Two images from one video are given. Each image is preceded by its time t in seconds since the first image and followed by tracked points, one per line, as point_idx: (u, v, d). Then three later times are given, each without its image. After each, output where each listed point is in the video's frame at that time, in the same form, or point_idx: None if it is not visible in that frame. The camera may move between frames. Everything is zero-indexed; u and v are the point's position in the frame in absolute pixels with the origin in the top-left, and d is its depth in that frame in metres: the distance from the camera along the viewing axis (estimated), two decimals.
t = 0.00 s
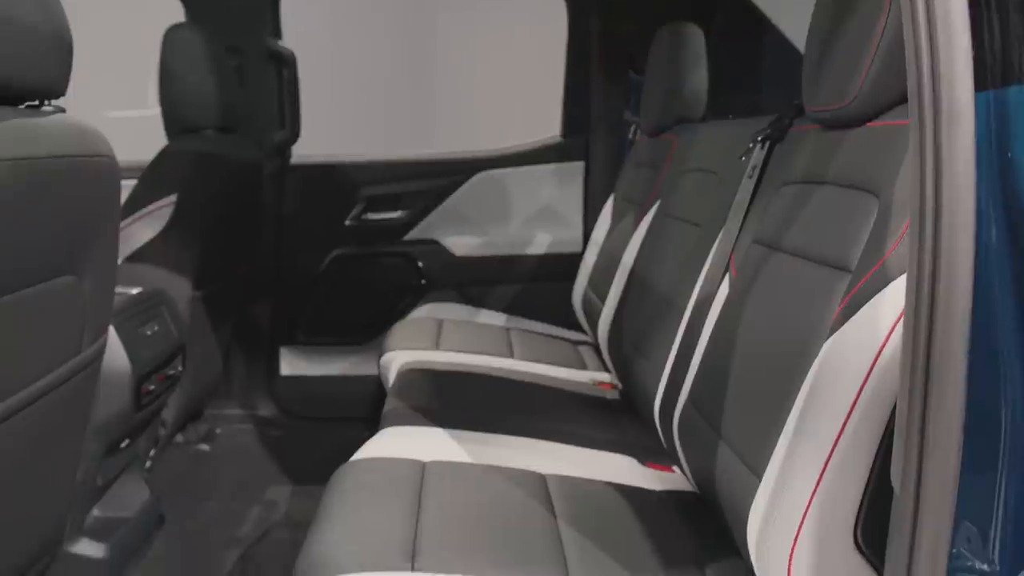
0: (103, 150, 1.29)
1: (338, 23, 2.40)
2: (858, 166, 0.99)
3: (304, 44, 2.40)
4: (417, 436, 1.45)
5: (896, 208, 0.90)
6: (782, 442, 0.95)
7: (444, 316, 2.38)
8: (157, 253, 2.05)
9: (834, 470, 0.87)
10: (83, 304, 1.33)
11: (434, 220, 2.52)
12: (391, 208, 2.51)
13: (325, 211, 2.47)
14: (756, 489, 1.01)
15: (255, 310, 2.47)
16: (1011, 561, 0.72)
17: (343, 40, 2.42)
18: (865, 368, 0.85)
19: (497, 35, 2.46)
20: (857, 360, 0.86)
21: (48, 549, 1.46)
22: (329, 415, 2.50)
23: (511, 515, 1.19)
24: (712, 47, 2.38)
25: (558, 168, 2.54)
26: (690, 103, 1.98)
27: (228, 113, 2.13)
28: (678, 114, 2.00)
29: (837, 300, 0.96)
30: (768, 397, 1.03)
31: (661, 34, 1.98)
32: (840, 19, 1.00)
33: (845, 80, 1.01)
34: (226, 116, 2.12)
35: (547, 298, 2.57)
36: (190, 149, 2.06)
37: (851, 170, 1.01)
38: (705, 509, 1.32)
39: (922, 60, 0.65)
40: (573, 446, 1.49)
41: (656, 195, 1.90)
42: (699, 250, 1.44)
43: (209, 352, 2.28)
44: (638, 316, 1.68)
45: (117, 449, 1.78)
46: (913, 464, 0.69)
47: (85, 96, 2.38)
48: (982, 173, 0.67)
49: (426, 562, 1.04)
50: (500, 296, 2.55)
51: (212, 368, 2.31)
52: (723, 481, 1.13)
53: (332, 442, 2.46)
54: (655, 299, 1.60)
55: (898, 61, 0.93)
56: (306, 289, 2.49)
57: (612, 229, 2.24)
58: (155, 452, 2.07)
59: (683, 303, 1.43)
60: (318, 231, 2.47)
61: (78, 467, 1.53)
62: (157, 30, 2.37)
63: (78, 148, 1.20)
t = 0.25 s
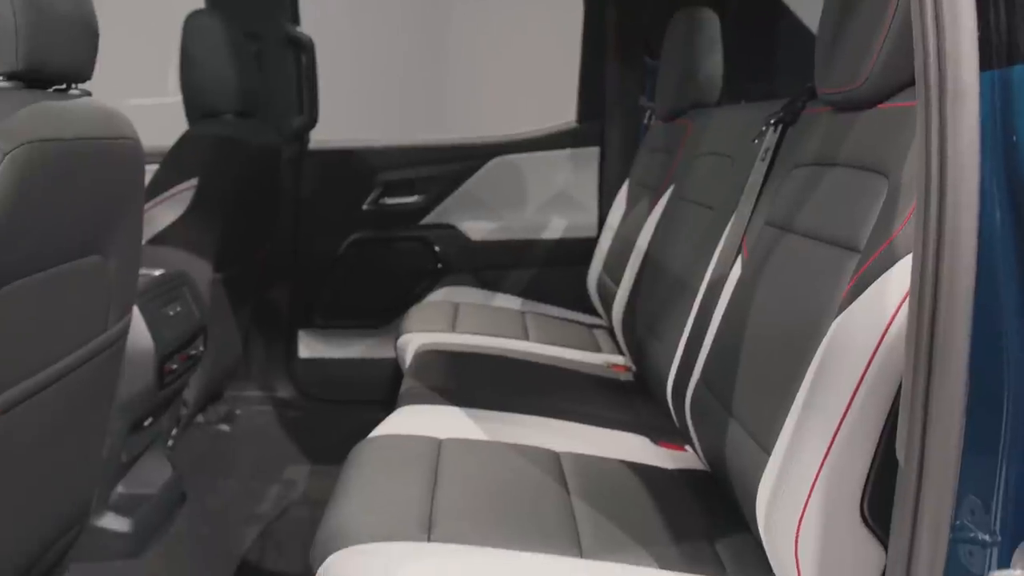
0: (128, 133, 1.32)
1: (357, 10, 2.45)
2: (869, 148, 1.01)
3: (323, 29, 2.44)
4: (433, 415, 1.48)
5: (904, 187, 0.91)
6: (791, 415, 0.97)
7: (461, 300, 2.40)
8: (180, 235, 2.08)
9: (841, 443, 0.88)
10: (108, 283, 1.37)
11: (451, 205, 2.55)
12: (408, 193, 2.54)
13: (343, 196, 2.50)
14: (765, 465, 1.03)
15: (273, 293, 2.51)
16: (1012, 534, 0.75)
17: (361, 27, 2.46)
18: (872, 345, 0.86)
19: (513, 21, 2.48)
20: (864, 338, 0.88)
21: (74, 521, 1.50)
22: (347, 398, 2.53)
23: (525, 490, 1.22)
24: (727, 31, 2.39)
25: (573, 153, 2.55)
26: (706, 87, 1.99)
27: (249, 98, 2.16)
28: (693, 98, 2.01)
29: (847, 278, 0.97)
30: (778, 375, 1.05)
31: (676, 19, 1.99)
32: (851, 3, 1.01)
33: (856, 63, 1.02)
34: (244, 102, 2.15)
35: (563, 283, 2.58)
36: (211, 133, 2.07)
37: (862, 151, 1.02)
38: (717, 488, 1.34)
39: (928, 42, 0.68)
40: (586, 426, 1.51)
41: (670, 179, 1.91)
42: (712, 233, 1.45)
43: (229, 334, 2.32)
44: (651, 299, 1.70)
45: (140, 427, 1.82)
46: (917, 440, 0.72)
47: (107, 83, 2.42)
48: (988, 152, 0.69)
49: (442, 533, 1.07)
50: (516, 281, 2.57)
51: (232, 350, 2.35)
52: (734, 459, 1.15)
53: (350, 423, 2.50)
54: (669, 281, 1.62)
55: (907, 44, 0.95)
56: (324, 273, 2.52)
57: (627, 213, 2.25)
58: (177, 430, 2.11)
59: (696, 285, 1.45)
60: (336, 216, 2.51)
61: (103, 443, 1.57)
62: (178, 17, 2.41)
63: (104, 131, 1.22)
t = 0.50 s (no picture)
0: (151, 113, 1.34)
1: None
2: (881, 128, 1.02)
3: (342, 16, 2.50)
4: (449, 393, 1.50)
5: (913, 166, 0.93)
6: (802, 390, 0.99)
7: (477, 283, 2.42)
8: (200, 217, 2.11)
9: (851, 416, 0.90)
10: (132, 261, 1.40)
11: (467, 189, 2.56)
12: (424, 176, 2.56)
13: (361, 179, 2.53)
14: (775, 440, 1.05)
15: (292, 276, 2.54)
16: (1016, 504, 0.75)
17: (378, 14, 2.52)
18: (881, 321, 0.88)
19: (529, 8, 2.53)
20: (871, 314, 0.89)
21: (100, 493, 1.55)
22: (363, 380, 2.58)
23: (540, 465, 1.25)
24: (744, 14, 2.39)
25: (589, 137, 2.55)
26: (721, 72, 1.98)
27: (268, 83, 2.16)
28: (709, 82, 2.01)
29: (857, 256, 0.99)
30: (790, 353, 1.07)
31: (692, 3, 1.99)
32: None
33: (869, 44, 1.04)
34: (262, 86, 2.15)
35: (578, 267, 2.60)
36: (231, 118, 2.08)
37: (873, 131, 1.03)
38: (728, 466, 1.36)
39: (937, 20, 0.69)
40: (600, 405, 1.53)
41: (685, 163, 1.92)
42: (726, 214, 1.47)
43: (248, 315, 2.35)
44: (665, 281, 1.71)
45: (163, 405, 1.86)
46: (923, 411, 0.74)
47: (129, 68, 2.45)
48: (996, 129, 0.70)
49: (458, 504, 1.10)
50: (531, 265, 2.59)
51: (251, 331, 2.39)
52: (745, 437, 1.16)
53: (367, 405, 2.54)
54: (683, 262, 1.63)
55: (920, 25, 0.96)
56: (342, 256, 2.55)
57: (642, 196, 2.26)
58: (198, 409, 2.15)
59: (709, 266, 1.46)
60: (354, 199, 2.53)
61: (128, 418, 1.61)
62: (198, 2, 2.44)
63: (127, 111, 1.24)
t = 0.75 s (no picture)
0: (174, 96, 1.36)
1: None
2: (892, 110, 1.03)
3: None
4: (465, 372, 1.53)
5: (923, 146, 0.94)
6: (811, 368, 1.00)
7: (492, 267, 2.44)
8: (219, 200, 2.14)
9: (859, 391, 0.91)
10: (155, 241, 1.43)
11: (483, 173, 2.58)
12: (440, 160, 2.58)
13: (377, 163, 2.55)
14: (785, 418, 1.06)
15: (309, 259, 2.58)
16: (1021, 479, 0.77)
17: None
18: (890, 298, 0.89)
19: None
20: (879, 292, 0.91)
21: (124, 469, 1.58)
22: (380, 363, 2.61)
23: (555, 442, 1.27)
24: None
25: (604, 122, 2.56)
26: (735, 55, 1.95)
27: (287, 67, 2.17)
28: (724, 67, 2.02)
29: (868, 236, 1.00)
30: (800, 332, 1.08)
31: None
32: None
33: (882, 25, 1.05)
34: (281, 70, 2.16)
35: (592, 251, 2.61)
36: (250, 102, 2.12)
37: (884, 112, 1.05)
38: (739, 445, 1.38)
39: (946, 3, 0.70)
40: (613, 386, 1.55)
41: (699, 147, 1.94)
42: (739, 197, 1.48)
43: (267, 297, 2.39)
44: (678, 264, 1.73)
45: (184, 383, 1.89)
46: (928, 388, 0.75)
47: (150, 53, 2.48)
48: (1003, 108, 0.71)
49: (473, 477, 1.13)
50: (546, 249, 2.60)
51: (269, 313, 2.43)
52: (756, 415, 1.18)
53: (383, 387, 2.57)
54: (696, 245, 1.65)
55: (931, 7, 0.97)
56: (358, 240, 2.58)
57: (656, 181, 2.27)
58: (218, 389, 2.19)
59: (722, 249, 1.48)
60: (370, 184, 2.56)
61: (150, 395, 1.64)
62: None
63: (150, 94, 1.26)
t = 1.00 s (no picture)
0: (196, 81, 1.39)
1: None
2: (903, 93, 1.04)
3: None
4: (480, 354, 1.55)
5: (933, 130, 0.95)
6: (820, 349, 1.01)
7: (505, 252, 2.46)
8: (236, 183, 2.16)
9: (867, 371, 0.93)
10: (175, 223, 1.45)
11: (497, 159, 2.59)
12: (455, 146, 2.59)
13: (393, 149, 2.57)
14: (794, 398, 1.08)
15: (325, 244, 2.60)
16: None
17: None
18: (899, 280, 0.90)
19: None
20: (888, 274, 0.92)
21: (145, 446, 1.62)
22: (395, 346, 2.64)
23: (567, 422, 1.29)
24: None
25: (618, 108, 2.57)
26: (749, 41, 1.95)
27: (303, 52, 2.21)
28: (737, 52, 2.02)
29: (877, 219, 1.01)
30: (810, 315, 1.09)
31: None
32: None
33: (894, 9, 1.06)
34: (298, 55, 2.20)
35: (606, 237, 2.63)
36: (267, 88, 2.15)
37: (895, 96, 1.06)
38: (750, 427, 1.39)
39: None
40: (625, 368, 1.57)
41: (712, 132, 1.94)
42: (751, 181, 1.49)
43: (283, 281, 2.42)
44: (690, 248, 1.74)
45: (203, 364, 1.92)
46: (934, 367, 0.77)
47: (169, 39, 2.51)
48: (1011, 88, 0.72)
49: (487, 455, 1.15)
50: (560, 234, 2.61)
51: (286, 297, 2.46)
52: (766, 396, 1.20)
53: (398, 370, 2.60)
54: (708, 228, 1.66)
55: None
56: (373, 225, 2.60)
57: (670, 167, 2.28)
58: (235, 371, 2.22)
59: (734, 233, 1.49)
60: (386, 169, 2.58)
61: (170, 375, 1.68)
62: None
63: (172, 78, 1.28)
